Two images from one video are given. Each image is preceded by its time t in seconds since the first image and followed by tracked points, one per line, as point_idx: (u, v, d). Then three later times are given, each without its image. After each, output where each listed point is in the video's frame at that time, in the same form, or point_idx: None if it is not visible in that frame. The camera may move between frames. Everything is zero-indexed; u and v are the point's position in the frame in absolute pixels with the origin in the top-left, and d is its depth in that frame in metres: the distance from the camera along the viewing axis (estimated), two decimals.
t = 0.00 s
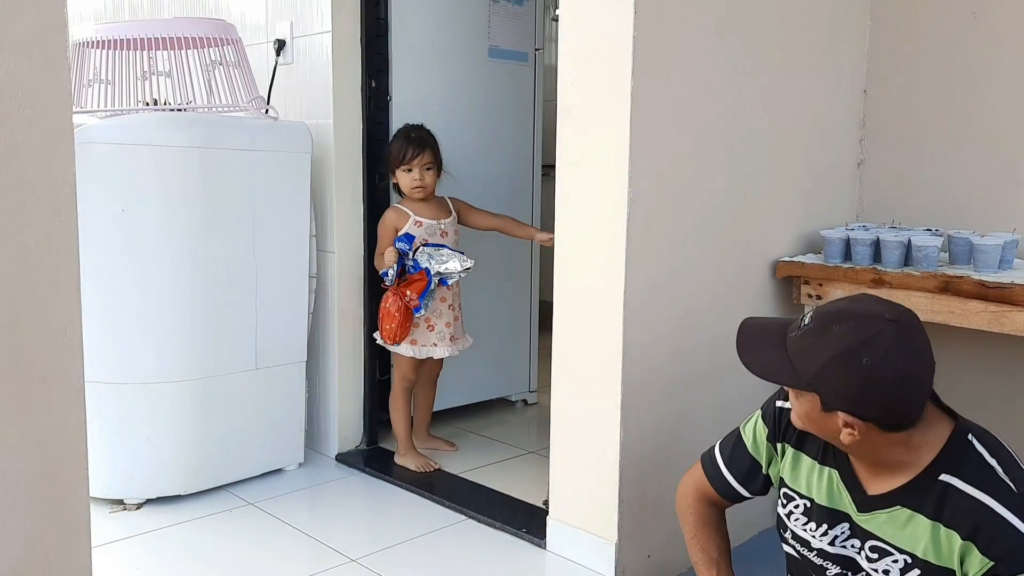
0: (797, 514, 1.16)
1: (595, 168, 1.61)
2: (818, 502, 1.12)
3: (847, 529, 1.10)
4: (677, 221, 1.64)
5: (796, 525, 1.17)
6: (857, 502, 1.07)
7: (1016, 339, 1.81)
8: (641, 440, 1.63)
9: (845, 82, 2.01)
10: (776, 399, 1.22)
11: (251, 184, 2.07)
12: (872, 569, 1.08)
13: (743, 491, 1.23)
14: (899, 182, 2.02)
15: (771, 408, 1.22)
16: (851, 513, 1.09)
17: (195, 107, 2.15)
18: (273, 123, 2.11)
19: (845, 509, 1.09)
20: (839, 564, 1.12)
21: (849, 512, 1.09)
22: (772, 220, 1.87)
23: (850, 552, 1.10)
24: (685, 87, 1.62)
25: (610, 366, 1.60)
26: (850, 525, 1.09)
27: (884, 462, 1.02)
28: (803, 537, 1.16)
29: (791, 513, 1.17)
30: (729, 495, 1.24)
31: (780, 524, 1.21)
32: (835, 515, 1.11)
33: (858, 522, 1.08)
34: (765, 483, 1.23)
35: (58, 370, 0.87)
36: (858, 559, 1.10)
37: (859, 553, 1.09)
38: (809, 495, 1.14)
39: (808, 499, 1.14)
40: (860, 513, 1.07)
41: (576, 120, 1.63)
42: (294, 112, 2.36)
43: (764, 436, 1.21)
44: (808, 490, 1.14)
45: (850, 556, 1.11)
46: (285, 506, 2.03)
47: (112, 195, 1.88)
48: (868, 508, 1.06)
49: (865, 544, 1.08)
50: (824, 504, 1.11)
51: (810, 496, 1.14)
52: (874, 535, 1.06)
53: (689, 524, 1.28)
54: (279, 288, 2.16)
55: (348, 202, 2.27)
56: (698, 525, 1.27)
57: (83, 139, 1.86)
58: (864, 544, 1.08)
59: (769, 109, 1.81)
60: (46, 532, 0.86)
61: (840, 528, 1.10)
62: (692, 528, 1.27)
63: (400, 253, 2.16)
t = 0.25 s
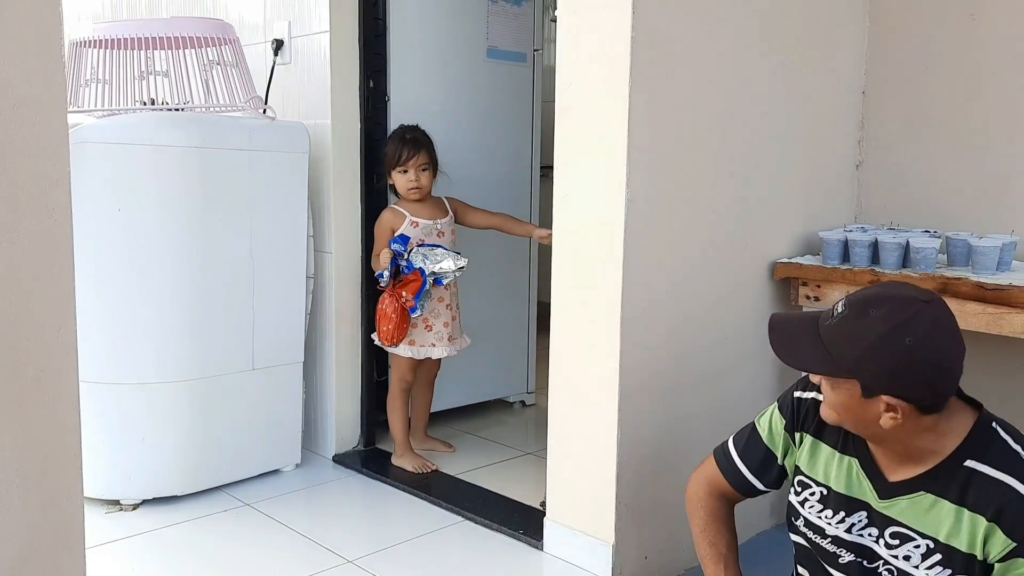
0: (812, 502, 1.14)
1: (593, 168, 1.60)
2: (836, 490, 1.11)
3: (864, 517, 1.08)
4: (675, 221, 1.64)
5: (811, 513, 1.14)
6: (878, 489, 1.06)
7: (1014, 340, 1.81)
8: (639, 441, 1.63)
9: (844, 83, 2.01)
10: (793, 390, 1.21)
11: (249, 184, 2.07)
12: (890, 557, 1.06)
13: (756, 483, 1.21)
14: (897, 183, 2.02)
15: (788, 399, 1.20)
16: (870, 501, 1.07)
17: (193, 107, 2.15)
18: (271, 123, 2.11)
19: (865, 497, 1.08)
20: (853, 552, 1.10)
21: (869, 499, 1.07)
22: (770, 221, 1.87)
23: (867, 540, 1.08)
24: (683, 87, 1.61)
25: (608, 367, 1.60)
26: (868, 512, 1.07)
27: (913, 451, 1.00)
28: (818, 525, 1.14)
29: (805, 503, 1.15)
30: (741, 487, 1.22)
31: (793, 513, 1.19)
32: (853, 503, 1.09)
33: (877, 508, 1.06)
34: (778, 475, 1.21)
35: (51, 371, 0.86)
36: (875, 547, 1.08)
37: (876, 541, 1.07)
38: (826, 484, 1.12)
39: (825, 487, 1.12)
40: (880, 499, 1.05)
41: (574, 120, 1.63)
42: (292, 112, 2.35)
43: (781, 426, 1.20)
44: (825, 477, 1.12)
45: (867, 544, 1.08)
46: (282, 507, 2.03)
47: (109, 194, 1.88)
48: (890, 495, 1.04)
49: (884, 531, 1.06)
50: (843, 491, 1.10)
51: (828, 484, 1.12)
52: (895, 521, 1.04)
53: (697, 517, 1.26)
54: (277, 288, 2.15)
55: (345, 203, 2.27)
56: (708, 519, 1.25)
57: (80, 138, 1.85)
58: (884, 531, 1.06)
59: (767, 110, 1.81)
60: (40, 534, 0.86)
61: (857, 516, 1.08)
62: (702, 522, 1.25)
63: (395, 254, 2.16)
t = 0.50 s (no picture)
0: (837, 499, 1.10)
1: (589, 171, 1.61)
2: (867, 485, 1.07)
3: (898, 507, 1.06)
4: (671, 224, 1.65)
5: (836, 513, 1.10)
6: (912, 478, 1.04)
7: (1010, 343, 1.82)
8: (635, 444, 1.64)
9: (840, 86, 2.01)
10: (794, 385, 1.16)
11: (247, 186, 2.08)
12: (930, 541, 1.04)
13: (751, 471, 1.15)
14: (893, 186, 2.02)
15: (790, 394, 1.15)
16: (903, 490, 1.05)
17: (191, 109, 2.14)
18: (270, 125, 2.12)
19: (897, 488, 1.05)
20: (891, 542, 1.07)
21: (902, 490, 1.05)
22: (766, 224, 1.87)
23: (903, 529, 1.06)
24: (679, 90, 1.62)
25: (604, 370, 1.60)
26: (902, 501, 1.05)
27: (952, 437, 1.00)
28: (844, 522, 1.10)
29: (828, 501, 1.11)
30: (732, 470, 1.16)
31: (808, 518, 1.14)
32: (887, 495, 1.06)
33: (914, 496, 1.04)
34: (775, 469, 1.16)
35: (47, 375, 0.87)
36: (913, 534, 1.05)
37: (914, 529, 1.05)
38: (854, 480, 1.08)
39: (853, 483, 1.08)
40: (917, 487, 1.04)
41: (570, 124, 1.63)
42: (290, 115, 2.36)
43: (785, 420, 1.13)
44: (849, 473, 1.09)
45: (903, 534, 1.06)
46: (280, 509, 2.03)
47: (106, 197, 1.88)
48: (926, 481, 1.04)
49: (923, 516, 1.04)
50: (876, 484, 1.07)
51: (854, 479, 1.08)
52: (935, 504, 1.04)
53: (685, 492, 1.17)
54: (274, 290, 2.16)
55: (343, 205, 2.27)
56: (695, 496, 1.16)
57: (78, 141, 1.86)
58: (923, 517, 1.04)
59: (763, 113, 1.81)
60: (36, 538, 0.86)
61: (891, 507, 1.06)
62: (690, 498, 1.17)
63: (391, 259, 2.17)
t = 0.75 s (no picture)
0: (870, 518, 0.99)
1: (586, 173, 1.61)
2: (904, 502, 0.97)
3: (933, 521, 0.97)
4: (668, 226, 1.65)
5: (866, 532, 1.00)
6: (948, 490, 0.95)
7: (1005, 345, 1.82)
8: (631, 445, 1.64)
9: (837, 89, 2.02)
10: (813, 404, 1.00)
11: (245, 188, 2.08)
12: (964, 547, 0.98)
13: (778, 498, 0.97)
14: (890, 188, 2.03)
15: (813, 415, 0.98)
16: (940, 504, 0.96)
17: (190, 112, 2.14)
18: (268, 127, 2.12)
19: (934, 502, 0.96)
20: (924, 554, 0.99)
21: (937, 504, 0.96)
22: (763, 226, 1.87)
23: (938, 540, 0.98)
24: (676, 92, 1.62)
25: (601, 371, 1.61)
26: (937, 514, 0.97)
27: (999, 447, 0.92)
28: (875, 540, 1.00)
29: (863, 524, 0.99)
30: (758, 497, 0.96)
31: (833, 538, 1.03)
32: (922, 510, 0.97)
33: (951, 508, 0.96)
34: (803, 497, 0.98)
35: (45, 376, 0.87)
36: (948, 543, 0.98)
37: (948, 539, 0.98)
38: (890, 498, 0.97)
39: (889, 501, 0.97)
40: (954, 499, 0.96)
41: (568, 126, 1.64)
42: (288, 117, 2.36)
43: (815, 444, 0.97)
44: (886, 492, 0.97)
45: (938, 544, 0.98)
46: (277, 510, 2.03)
47: (104, 199, 1.89)
48: (962, 491, 0.96)
49: (957, 525, 0.97)
50: (914, 500, 0.96)
51: (890, 497, 0.97)
52: (971, 512, 0.97)
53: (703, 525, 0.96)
54: (272, 292, 2.16)
55: (340, 207, 2.27)
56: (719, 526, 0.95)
57: (76, 143, 1.86)
58: (957, 525, 0.97)
59: (760, 115, 1.82)
60: (32, 538, 0.86)
61: (926, 521, 0.97)
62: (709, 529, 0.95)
63: (388, 260, 2.16)
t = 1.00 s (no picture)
0: None
1: (585, 175, 1.61)
2: None
3: None
4: (667, 227, 1.65)
5: None
6: None
7: (1003, 346, 1.83)
8: (630, 447, 1.64)
9: (835, 91, 2.02)
10: (896, 478, 0.88)
11: (245, 189, 2.08)
12: None
13: None
14: (888, 190, 2.03)
15: (899, 497, 0.86)
16: None
17: (189, 113, 2.15)
18: (268, 129, 2.13)
19: None
20: None
21: None
22: (761, 228, 1.88)
23: None
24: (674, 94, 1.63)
25: (600, 373, 1.61)
26: None
27: None
28: None
29: None
30: None
31: None
32: None
33: None
34: None
35: (45, 375, 0.87)
36: None
37: None
38: None
39: None
40: None
41: (567, 128, 1.64)
42: (287, 118, 2.36)
43: (895, 534, 0.85)
44: None
45: None
46: (277, 511, 2.04)
47: (104, 200, 1.89)
48: None
49: None
50: None
51: None
52: None
53: None
54: (272, 294, 2.16)
55: (339, 208, 2.27)
56: None
57: (76, 144, 1.86)
58: None
59: (758, 117, 1.82)
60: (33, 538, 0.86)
61: None
62: None
63: (388, 260, 2.17)
